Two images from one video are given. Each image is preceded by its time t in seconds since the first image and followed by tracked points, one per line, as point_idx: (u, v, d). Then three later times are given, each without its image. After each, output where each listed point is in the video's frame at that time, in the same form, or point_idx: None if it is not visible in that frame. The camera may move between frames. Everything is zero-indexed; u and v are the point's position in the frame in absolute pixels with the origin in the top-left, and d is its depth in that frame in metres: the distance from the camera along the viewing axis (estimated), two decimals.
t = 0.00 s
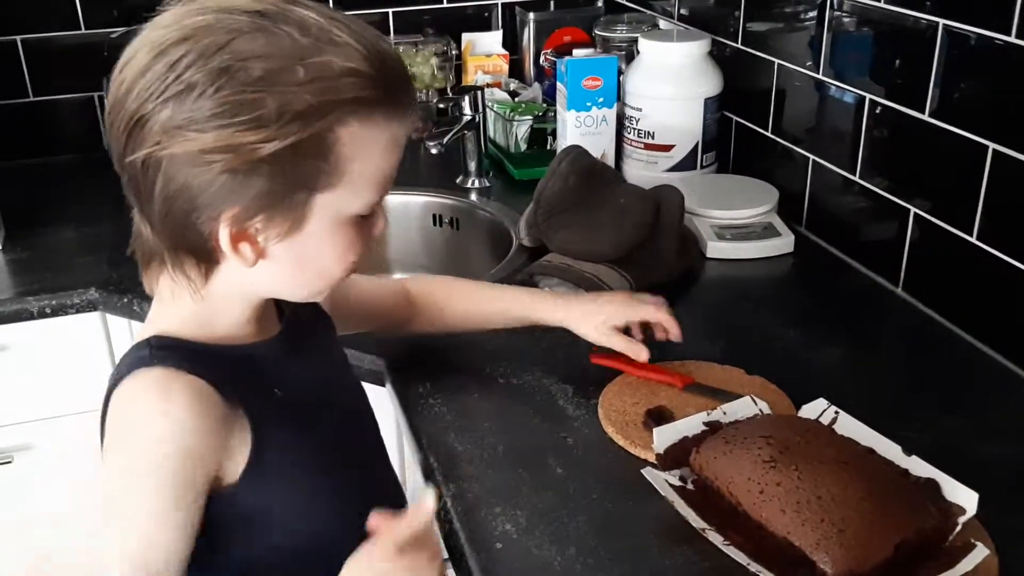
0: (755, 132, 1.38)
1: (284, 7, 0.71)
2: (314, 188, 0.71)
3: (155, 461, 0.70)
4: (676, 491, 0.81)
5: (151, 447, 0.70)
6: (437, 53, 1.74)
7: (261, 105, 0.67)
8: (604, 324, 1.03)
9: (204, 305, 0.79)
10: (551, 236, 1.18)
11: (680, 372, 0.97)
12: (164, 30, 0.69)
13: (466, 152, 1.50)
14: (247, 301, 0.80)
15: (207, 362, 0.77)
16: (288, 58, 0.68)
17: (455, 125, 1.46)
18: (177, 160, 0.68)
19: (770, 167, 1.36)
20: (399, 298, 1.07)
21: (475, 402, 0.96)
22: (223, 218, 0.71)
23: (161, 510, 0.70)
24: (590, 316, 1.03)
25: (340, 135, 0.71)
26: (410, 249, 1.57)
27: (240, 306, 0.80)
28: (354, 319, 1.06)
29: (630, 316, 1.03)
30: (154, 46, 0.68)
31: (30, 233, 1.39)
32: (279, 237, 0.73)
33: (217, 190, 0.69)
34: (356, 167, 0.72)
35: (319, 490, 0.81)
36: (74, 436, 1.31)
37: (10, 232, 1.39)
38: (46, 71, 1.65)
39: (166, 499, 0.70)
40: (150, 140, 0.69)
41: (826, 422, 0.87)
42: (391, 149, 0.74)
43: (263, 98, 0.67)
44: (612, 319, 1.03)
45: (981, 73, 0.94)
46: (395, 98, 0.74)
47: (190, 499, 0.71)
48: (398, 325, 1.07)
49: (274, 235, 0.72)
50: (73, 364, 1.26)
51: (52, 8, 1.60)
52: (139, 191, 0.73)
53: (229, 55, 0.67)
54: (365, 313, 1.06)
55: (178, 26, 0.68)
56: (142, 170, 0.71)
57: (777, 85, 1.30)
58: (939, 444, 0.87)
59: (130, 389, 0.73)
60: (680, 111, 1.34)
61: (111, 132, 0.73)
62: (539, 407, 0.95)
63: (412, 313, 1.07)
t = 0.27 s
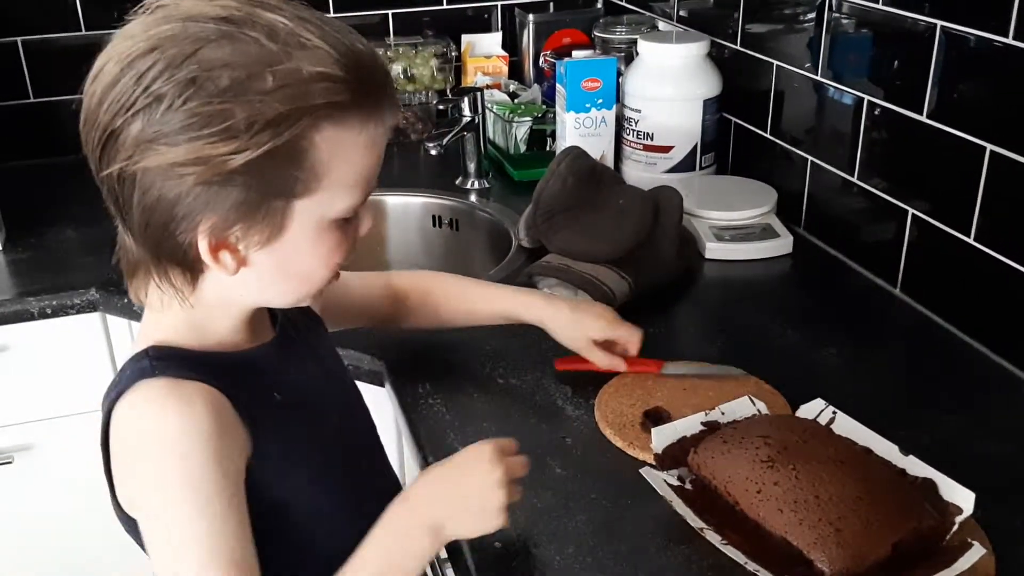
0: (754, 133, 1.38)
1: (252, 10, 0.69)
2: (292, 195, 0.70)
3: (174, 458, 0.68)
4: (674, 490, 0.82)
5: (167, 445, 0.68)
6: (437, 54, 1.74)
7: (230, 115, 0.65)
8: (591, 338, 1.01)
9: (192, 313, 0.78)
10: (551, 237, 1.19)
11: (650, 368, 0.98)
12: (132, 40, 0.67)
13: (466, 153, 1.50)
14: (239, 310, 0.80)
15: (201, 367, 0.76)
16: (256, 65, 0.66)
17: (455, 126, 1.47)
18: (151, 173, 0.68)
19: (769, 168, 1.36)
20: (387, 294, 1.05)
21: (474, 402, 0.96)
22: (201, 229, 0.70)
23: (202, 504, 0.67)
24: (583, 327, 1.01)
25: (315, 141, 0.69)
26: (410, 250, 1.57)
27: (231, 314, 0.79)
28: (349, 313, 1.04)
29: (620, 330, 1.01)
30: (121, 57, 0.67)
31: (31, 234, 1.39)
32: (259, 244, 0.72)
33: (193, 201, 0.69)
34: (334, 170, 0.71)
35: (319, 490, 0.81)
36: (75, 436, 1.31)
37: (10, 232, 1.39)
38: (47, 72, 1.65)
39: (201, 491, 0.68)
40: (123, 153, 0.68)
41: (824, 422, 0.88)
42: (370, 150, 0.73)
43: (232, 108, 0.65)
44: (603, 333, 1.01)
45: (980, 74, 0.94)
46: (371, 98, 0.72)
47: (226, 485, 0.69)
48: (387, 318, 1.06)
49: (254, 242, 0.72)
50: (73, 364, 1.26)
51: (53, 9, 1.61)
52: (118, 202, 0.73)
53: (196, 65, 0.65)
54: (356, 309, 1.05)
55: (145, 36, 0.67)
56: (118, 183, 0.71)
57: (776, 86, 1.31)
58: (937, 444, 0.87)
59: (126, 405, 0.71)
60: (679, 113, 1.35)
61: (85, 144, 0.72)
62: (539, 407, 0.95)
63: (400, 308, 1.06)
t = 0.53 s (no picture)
0: (752, 134, 1.39)
1: (250, 21, 0.68)
2: (288, 205, 0.70)
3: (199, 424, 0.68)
4: (672, 490, 0.82)
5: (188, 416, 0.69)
6: (437, 56, 1.74)
7: (224, 128, 0.65)
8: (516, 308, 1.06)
9: (196, 311, 0.79)
10: (550, 237, 1.19)
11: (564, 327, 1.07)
12: (132, 49, 0.68)
13: (465, 154, 1.50)
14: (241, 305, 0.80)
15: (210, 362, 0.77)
16: (251, 78, 0.65)
17: (454, 127, 1.48)
18: (149, 182, 0.69)
19: (767, 169, 1.37)
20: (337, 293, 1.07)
21: (473, 402, 0.96)
22: (199, 236, 0.71)
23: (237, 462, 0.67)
24: (511, 297, 1.07)
25: (310, 153, 0.68)
26: (409, 251, 1.57)
27: (233, 309, 0.80)
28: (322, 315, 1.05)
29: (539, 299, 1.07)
30: (120, 67, 0.68)
31: (31, 235, 1.39)
32: (257, 251, 0.72)
33: (189, 209, 0.70)
34: (331, 180, 0.70)
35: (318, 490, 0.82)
36: (76, 436, 1.31)
37: (11, 233, 1.39)
38: (46, 73, 1.65)
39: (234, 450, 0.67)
40: (124, 161, 0.69)
41: (821, 422, 0.88)
42: (369, 160, 0.72)
43: (226, 122, 0.65)
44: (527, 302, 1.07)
45: (978, 75, 0.95)
46: (369, 110, 0.71)
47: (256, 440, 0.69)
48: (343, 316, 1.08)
49: (251, 249, 0.72)
50: (73, 364, 1.27)
51: (53, 10, 1.61)
52: (121, 206, 0.74)
53: (191, 78, 0.65)
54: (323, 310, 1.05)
55: (144, 45, 0.67)
56: (119, 189, 0.72)
57: (774, 87, 1.31)
58: (934, 444, 0.87)
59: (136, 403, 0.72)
60: (679, 114, 1.35)
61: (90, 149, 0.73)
62: (537, 407, 0.95)
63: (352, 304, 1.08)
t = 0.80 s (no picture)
0: (753, 136, 1.39)
1: (256, 19, 0.69)
2: (291, 197, 0.70)
3: (205, 404, 0.69)
4: (672, 491, 0.82)
5: (194, 399, 0.70)
6: (438, 57, 1.74)
7: (230, 120, 0.66)
8: (517, 338, 1.02)
9: (199, 304, 0.79)
10: (551, 239, 1.19)
11: (566, 374, 0.98)
12: (140, 44, 0.68)
13: (466, 155, 1.50)
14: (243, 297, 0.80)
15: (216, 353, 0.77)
16: (257, 72, 0.66)
17: (455, 129, 1.48)
18: (155, 173, 0.69)
19: (768, 171, 1.37)
20: (350, 297, 1.08)
21: (474, 403, 0.96)
22: (201, 228, 0.71)
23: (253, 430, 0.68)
24: (512, 324, 1.03)
25: (314, 147, 0.69)
26: (410, 252, 1.57)
27: (234, 301, 0.80)
28: (322, 315, 1.05)
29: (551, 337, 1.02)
30: (129, 60, 0.68)
31: (33, 236, 1.39)
32: (259, 243, 0.72)
33: (193, 201, 0.70)
34: (333, 175, 0.71)
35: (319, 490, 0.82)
36: (77, 437, 1.32)
37: (13, 234, 1.39)
38: (49, 75, 1.66)
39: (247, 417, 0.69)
40: (129, 153, 0.70)
41: (821, 423, 0.88)
42: (370, 157, 0.73)
43: (232, 113, 0.66)
44: (530, 333, 1.02)
45: (978, 78, 0.95)
46: (371, 107, 0.72)
47: (265, 406, 0.70)
48: (354, 322, 1.08)
49: (253, 241, 0.72)
50: (75, 364, 1.27)
51: (56, 12, 1.61)
52: (125, 199, 0.74)
53: (199, 71, 0.66)
54: (329, 312, 1.06)
55: (153, 40, 0.68)
56: (124, 181, 0.72)
57: (775, 89, 1.31)
58: (934, 445, 0.87)
59: (139, 401, 0.73)
60: (679, 116, 1.35)
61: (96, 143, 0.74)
62: (538, 408, 0.95)
63: (365, 311, 1.09)
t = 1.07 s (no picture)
0: (755, 138, 1.39)
1: (254, 15, 0.70)
2: (287, 192, 0.70)
3: (209, 385, 0.70)
4: (674, 492, 0.82)
5: (198, 381, 0.70)
6: (441, 59, 1.74)
7: (226, 115, 0.66)
8: (523, 343, 1.01)
9: (202, 301, 0.79)
10: (554, 241, 1.19)
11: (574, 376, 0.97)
12: (140, 41, 0.69)
13: (469, 157, 1.50)
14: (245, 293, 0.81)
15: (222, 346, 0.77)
16: (253, 68, 0.67)
17: (458, 131, 1.48)
18: (153, 167, 0.70)
19: (770, 172, 1.37)
20: (357, 298, 1.07)
21: (476, 405, 0.97)
22: (199, 222, 0.72)
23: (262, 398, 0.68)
24: (518, 329, 1.01)
25: (309, 142, 0.69)
26: (412, 254, 1.58)
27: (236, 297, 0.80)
28: (328, 315, 1.05)
29: (558, 341, 1.00)
30: (129, 57, 0.69)
31: (37, 238, 1.40)
32: (256, 238, 0.73)
33: (190, 195, 0.70)
34: (328, 170, 0.71)
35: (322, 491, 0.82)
36: (80, 438, 1.32)
37: (17, 236, 1.40)
38: (52, 77, 1.66)
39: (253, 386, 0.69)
40: (128, 148, 0.70)
41: (822, 425, 0.88)
42: (366, 153, 0.73)
43: (229, 108, 0.66)
44: (535, 337, 1.01)
45: (979, 80, 0.95)
46: (366, 103, 0.72)
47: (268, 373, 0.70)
48: (362, 323, 1.08)
49: (251, 236, 0.72)
50: (79, 366, 1.27)
51: (59, 15, 1.62)
52: (126, 194, 0.75)
53: (196, 67, 0.66)
54: (335, 312, 1.06)
55: (152, 38, 0.68)
56: (124, 176, 0.73)
57: (777, 92, 1.31)
58: (935, 447, 0.87)
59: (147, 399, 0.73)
60: (681, 118, 1.35)
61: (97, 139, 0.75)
62: (540, 410, 0.96)
63: (373, 312, 1.08)
